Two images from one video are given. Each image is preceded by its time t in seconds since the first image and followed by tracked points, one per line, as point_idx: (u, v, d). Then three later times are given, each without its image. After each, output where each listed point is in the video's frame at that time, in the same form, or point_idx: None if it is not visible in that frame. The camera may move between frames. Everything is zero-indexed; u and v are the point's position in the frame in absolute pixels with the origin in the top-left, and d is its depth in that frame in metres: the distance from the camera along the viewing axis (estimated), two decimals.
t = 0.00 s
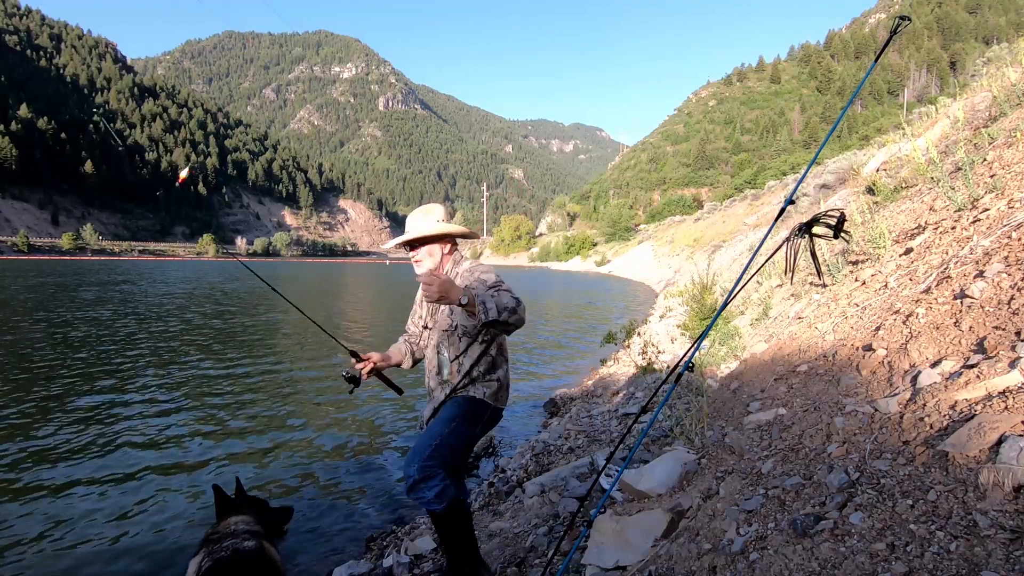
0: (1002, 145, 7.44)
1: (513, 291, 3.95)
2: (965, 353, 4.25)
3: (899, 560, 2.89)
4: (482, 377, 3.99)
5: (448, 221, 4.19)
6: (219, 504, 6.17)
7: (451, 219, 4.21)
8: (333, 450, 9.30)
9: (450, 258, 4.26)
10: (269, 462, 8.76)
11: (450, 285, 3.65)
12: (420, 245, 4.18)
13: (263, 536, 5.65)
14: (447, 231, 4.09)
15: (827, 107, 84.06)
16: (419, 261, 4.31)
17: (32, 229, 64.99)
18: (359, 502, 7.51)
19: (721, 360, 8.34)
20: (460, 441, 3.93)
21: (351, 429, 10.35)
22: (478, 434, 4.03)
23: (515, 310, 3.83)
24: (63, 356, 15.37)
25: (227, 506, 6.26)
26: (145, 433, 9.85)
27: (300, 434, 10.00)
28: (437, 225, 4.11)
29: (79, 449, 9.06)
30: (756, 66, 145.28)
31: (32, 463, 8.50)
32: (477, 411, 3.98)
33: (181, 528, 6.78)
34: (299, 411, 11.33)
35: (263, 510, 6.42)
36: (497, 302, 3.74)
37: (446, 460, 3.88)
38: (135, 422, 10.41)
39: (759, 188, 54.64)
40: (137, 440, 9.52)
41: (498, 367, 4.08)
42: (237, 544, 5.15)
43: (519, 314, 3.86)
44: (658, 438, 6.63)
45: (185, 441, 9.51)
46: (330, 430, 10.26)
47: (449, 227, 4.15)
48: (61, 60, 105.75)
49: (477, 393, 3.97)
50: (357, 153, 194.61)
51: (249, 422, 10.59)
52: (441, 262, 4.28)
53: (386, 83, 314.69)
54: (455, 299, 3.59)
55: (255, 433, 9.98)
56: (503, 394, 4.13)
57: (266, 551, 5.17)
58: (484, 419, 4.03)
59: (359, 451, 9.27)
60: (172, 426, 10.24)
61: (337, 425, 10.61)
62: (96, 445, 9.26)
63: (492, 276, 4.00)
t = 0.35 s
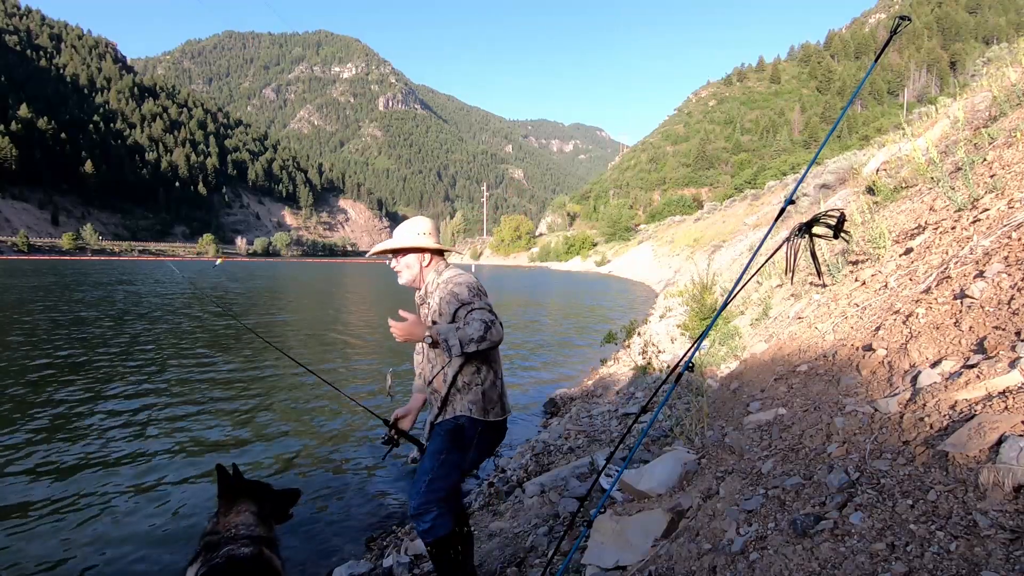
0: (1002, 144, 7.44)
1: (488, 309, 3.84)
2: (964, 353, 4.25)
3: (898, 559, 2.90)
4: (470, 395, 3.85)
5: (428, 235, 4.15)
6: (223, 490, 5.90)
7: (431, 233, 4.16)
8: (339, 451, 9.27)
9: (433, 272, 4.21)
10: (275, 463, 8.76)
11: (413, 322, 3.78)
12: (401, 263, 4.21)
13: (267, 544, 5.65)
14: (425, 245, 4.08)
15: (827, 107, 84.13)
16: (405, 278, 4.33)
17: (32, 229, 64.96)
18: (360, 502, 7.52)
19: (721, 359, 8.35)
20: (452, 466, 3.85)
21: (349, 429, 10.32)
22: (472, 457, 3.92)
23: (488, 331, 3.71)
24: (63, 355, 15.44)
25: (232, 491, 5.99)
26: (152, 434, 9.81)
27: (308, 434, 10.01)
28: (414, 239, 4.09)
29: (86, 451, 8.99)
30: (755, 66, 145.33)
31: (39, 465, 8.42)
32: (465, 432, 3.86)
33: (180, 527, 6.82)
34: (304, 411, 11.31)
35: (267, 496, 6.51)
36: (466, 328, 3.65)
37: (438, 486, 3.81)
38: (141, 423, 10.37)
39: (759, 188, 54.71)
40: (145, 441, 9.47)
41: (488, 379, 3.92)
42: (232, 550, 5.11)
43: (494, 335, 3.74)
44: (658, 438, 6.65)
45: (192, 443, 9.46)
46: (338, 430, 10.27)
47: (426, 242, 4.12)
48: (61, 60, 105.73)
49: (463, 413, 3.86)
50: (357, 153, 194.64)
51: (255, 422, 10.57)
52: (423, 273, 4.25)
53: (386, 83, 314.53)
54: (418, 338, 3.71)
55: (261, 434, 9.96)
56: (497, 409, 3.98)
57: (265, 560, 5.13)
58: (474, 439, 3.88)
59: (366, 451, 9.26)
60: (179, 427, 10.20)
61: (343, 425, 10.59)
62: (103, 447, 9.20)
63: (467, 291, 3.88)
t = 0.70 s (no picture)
0: (1003, 144, 7.44)
1: (470, 320, 3.75)
2: (965, 353, 4.24)
3: (898, 560, 2.90)
4: (461, 403, 3.84)
5: (412, 244, 4.10)
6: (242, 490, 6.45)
7: (415, 241, 4.12)
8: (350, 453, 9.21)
9: (421, 282, 4.14)
10: (286, 464, 8.74)
11: (398, 336, 3.95)
12: (388, 279, 4.21)
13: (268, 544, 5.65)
14: (410, 255, 4.03)
15: (827, 107, 84.16)
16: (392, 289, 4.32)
17: (31, 229, 64.89)
18: (361, 502, 7.52)
19: (721, 359, 8.35)
20: (450, 473, 3.86)
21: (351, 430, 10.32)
22: (470, 461, 3.91)
23: (468, 348, 3.63)
24: (63, 355, 15.44)
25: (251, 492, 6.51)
26: (161, 435, 9.79)
27: (317, 436, 9.97)
28: (397, 253, 4.05)
29: (95, 454, 8.93)
30: (756, 66, 145.33)
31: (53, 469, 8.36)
32: (458, 440, 3.85)
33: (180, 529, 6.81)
34: (312, 412, 11.33)
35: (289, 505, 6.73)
36: (445, 346, 3.59)
37: (435, 491, 3.82)
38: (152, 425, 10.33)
39: (758, 189, 54.70)
40: (155, 443, 9.38)
41: (480, 388, 3.90)
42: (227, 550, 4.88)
43: (474, 352, 3.63)
44: (658, 438, 6.64)
45: (205, 443, 9.46)
46: (350, 432, 10.23)
47: (412, 255, 4.07)
48: (61, 60, 105.73)
49: (455, 421, 3.84)
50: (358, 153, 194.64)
51: (265, 424, 10.56)
52: (412, 283, 4.17)
53: (386, 83, 314.49)
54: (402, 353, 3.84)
55: (272, 435, 9.95)
56: (491, 418, 3.93)
57: (257, 559, 5.09)
58: (469, 448, 3.87)
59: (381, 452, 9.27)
60: (191, 428, 10.14)
61: (353, 426, 10.61)
62: (113, 448, 9.15)
63: (450, 302, 3.80)
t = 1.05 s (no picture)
0: (1003, 144, 7.44)
1: (463, 321, 3.72)
2: (965, 353, 4.25)
3: (899, 559, 2.90)
4: (456, 402, 3.86)
5: (416, 239, 4.08)
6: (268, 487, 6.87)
7: (419, 237, 4.10)
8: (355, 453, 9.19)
9: (424, 281, 4.13)
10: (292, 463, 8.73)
11: (389, 328, 3.93)
12: (392, 276, 4.20)
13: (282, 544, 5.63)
14: (416, 253, 4.02)
15: (827, 107, 84.22)
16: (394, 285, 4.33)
17: (32, 229, 64.91)
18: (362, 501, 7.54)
19: (721, 359, 8.35)
20: (447, 471, 3.86)
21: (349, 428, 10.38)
22: (466, 460, 3.91)
23: (455, 354, 3.58)
24: (64, 355, 15.47)
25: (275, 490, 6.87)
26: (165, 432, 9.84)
27: (320, 435, 9.98)
28: (402, 250, 4.03)
29: (102, 450, 8.98)
30: (756, 66, 145.28)
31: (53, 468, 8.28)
32: (455, 439, 3.85)
33: (180, 524, 6.83)
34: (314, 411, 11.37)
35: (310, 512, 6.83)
36: (432, 350, 3.56)
37: (433, 490, 3.82)
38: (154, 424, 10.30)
39: (758, 188, 54.73)
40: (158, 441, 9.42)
41: (476, 387, 3.94)
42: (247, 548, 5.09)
43: (462, 358, 3.59)
44: (658, 438, 6.65)
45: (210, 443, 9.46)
46: (353, 431, 10.26)
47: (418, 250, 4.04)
48: (61, 60, 105.70)
49: (450, 420, 3.85)
50: (358, 152, 194.72)
51: (269, 423, 10.56)
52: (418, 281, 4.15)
53: (386, 83, 315.08)
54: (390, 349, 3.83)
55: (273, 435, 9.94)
56: (485, 418, 3.95)
57: (269, 558, 5.08)
58: (466, 446, 3.88)
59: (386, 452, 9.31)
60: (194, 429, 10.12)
61: (356, 426, 10.62)
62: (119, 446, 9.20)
63: (451, 305, 3.75)
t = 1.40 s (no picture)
0: (1002, 145, 7.44)
1: (455, 319, 3.69)
2: (965, 353, 4.24)
3: (899, 560, 2.90)
4: (458, 400, 3.87)
5: (431, 237, 3.98)
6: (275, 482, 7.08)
7: (434, 234, 4.00)
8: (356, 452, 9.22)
9: (434, 277, 4.07)
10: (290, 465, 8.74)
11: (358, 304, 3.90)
12: (402, 270, 4.18)
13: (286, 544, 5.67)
14: (428, 252, 3.94)
15: (827, 107, 84.17)
16: (404, 281, 4.31)
17: (32, 229, 64.94)
18: (360, 501, 7.53)
19: (721, 359, 8.35)
20: (446, 469, 3.86)
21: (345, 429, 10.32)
22: (465, 459, 3.91)
23: (416, 344, 3.50)
24: (61, 356, 15.44)
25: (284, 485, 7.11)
26: (161, 435, 9.80)
27: (315, 437, 9.93)
28: (413, 245, 3.96)
29: (99, 453, 8.96)
30: (756, 66, 145.21)
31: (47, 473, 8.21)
32: (455, 436, 3.86)
33: (180, 527, 6.82)
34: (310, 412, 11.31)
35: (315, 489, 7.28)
36: (394, 333, 3.51)
37: (432, 488, 3.81)
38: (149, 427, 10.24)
39: (759, 188, 54.69)
40: (154, 444, 9.38)
41: (478, 387, 3.95)
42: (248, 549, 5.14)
43: (425, 348, 3.52)
44: (658, 438, 6.64)
45: (206, 445, 9.44)
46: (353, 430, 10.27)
47: (429, 247, 3.96)
48: (61, 60, 105.71)
49: (451, 417, 3.86)
50: (358, 152, 194.66)
51: (266, 424, 10.55)
52: (427, 276, 4.09)
53: (386, 84, 314.81)
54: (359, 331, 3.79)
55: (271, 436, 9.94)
56: (485, 414, 3.98)
57: (273, 557, 5.08)
58: (465, 445, 3.88)
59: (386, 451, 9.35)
60: (190, 431, 10.10)
61: (354, 426, 10.63)
62: (116, 449, 9.17)
63: (454, 305, 3.72)
